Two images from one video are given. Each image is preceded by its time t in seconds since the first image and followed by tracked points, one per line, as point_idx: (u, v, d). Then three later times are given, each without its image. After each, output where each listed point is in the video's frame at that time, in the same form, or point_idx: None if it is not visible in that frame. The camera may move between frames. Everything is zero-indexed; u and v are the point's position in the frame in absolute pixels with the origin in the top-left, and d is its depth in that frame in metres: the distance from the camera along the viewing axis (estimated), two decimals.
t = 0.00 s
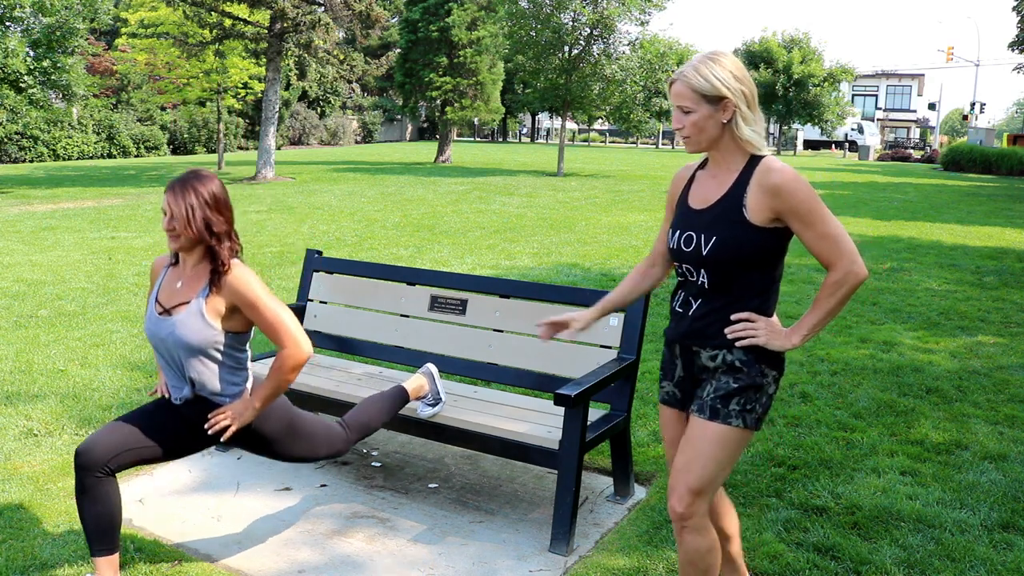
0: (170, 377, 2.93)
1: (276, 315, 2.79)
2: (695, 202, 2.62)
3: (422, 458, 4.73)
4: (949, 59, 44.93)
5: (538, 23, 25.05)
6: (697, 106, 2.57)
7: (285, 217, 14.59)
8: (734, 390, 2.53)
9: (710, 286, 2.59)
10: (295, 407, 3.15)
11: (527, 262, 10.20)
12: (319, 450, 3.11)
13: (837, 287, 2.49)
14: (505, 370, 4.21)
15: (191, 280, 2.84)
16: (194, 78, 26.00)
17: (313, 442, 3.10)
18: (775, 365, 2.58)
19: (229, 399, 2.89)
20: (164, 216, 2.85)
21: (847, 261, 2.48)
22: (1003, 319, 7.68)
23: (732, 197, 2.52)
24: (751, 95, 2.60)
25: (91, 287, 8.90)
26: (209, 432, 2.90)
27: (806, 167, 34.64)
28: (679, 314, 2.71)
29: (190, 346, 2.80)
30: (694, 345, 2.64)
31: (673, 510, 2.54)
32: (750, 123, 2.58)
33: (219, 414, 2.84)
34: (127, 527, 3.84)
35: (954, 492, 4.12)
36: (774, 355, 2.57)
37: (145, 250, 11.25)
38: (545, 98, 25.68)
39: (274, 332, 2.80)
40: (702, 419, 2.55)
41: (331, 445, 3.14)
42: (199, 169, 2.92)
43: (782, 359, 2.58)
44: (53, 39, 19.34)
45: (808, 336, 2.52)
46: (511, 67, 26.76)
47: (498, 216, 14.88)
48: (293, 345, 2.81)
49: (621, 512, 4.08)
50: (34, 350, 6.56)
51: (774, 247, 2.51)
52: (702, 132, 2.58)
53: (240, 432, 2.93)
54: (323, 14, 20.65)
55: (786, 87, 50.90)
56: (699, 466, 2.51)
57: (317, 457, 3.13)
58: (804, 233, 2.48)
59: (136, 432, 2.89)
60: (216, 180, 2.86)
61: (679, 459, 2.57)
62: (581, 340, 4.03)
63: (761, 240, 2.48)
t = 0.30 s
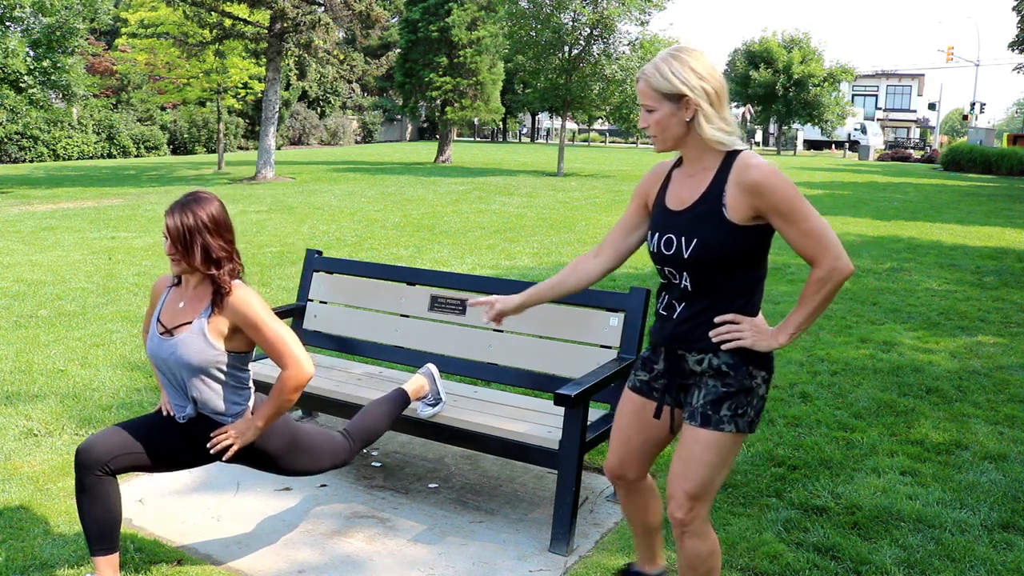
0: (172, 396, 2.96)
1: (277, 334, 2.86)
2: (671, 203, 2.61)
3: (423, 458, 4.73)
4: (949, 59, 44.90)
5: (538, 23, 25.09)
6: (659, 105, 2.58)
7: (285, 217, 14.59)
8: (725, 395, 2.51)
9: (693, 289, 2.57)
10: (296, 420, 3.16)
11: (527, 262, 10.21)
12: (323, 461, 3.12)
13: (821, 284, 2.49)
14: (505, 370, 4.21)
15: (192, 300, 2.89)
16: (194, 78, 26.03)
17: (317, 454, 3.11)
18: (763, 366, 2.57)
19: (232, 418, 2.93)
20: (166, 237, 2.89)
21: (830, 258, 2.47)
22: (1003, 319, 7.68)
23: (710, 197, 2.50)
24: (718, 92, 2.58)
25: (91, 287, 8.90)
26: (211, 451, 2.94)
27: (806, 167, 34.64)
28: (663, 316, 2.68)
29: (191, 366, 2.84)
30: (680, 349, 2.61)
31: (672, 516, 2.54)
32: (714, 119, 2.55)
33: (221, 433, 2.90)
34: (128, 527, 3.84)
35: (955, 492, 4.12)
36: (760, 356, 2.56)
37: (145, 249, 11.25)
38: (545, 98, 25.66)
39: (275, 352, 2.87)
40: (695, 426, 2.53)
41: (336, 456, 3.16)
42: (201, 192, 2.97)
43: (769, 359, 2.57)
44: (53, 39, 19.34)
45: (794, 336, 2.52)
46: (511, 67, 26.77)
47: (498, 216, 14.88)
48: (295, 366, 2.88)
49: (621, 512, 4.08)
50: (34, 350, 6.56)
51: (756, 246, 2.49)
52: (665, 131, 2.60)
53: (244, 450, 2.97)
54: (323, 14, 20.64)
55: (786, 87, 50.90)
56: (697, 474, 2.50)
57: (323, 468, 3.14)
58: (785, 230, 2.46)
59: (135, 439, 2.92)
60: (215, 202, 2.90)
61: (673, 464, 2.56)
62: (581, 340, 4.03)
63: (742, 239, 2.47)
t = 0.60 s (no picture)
0: (171, 393, 2.96)
1: (278, 332, 2.87)
2: (637, 206, 2.59)
3: (423, 458, 4.73)
4: (949, 59, 44.87)
5: (538, 23, 25.13)
6: (641, 100, 2.57)
7: (285, 217, 14.59)
8: (695, 394, 2.52)
9: (660, 291, 2.56)
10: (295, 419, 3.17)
11: (527, 263, 10.20)
12: (323, 460, 3.12)
13: (785, 284, 2.53)
14: (505, 370, 4.20)
15: (194, 297, 2.90)
16: (194, 78, 26.05)
17: (316, 454, 3.11)
18: (728, 364, 2.58)
19: (231, 416, 2.93)
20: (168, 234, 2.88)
21: (794, 257, 2.52)
22: (1003, 319, 7.68)
23: (675, 201, 2.50)
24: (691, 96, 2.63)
25: (92, 287, 8.90)
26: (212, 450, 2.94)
27: (806, 166, 34.64)
28: (627, 319, 2.66)
29: (191, 363, 2.84)
30: (646, 350, 2.59)
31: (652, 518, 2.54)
32: (689, 121, 2.58)
33: (221, 431, 2.91)
34: (127, 527, 3.84)
35: (955, 492, 4.12)
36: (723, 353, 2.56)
37: (145, 250, 11.25)
38: (545, 98, 25.65)
39: (275, 350, 2.87)
40: (667, 427, 2.53)
41: (335, 455, 3.16)
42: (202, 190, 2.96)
43: (733, 356, 2.58)
44: (53, 39, 19.34)
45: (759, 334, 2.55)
46: (511, 67, 26.78)
47: (498, 216, 14.88)
48: (295, 364, 2.88)
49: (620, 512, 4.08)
50: (33, 351, 6.56)
51: (720, 247, 2.51)
52: (644, 127, 2.57)
53: (242, 450, 2.97)
54: (323, 14, 20.64)
55: (786, 87, 50.90)
56: (673, 474, 2.51)
57: (322, 468, 3.14)
58: (749, 230, 2.50)
59: (135, 439, 2.91)
60: (218, 201, 2.90)
61: (649, 465, 2.56)
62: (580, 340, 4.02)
63: (707, 242, 2.48)
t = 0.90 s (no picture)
0: (172, 401, 2.95)
1: (277, 337, 2.85)
2: (599, 203, 2.62)
3: (423, 458, 4.73)
4: (949, 59, 44.84)
5: (538, 23, 25.13)
6: (617, 92, 2.65)
7: (285, 217, 14.59)
8: (674, 382, 2.55)
9: (630, 283, 2.57)
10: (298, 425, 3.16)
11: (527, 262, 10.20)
12: (324, 464, 3.14)
13: (744, 264, 2.62)
14: (505, 370, 4.19)
15: (192, 304, 2.89)
16: (194, 78, 26.04)
17: (318, 457, 3.13)
18: (699, 351, 2.62)
19: (232, 422, 2.94)
20: (167, 239, 2.89)
21: (748, 238, 2.62)
22: (1003, 319, 7.68)
23: (637, 193, 2.54)
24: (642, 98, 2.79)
25: (92, 287, 8.90)
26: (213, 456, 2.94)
27: (806, 166, 34.63)
28: (598, 313, 2.65)
29: (191, 370, 2.84)
30: (620, 344, 2.60)
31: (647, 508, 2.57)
32: (645, 113, 2.71)
33: (221, 437, 2.90)
34: (127, 528, 3.84)
35: (954, 492, 4.12)
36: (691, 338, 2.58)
37: (145, 250, 11.25)
38: (545, 98, 25.64)
39: (274, 354, 2.86)
40: (651, 417, 2.56)
41: (336, 458, 3.18)
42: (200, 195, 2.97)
43: (702, 339, 2.61)
44: (53, 39, 19.34)
45: (725, 317, 2.63)
46: (511, 67, 26.77)
47: (498, 216, 14.88)
48: (294, 368, 2.89)
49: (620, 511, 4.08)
50: (34, 350, 6.56)
51: (684, 236, 2.55)
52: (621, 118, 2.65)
53: (243, 456, 2.97)
54: (323, 14, 20.64)
55: (786, 87, 50.90)
56: (664, 462, 2.54)
57: (324, 471, 3.16)
58: (707, 216, 2.57)
59: (136, 441, 2.91)
60: (217, 207, 2.92)
61: (637, 457, 2.59)
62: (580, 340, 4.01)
63: (673, 228, 2.52)
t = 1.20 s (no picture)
0: (173, 383, 2.94)
1: (279, 320, 2.85)
2: (573, 205, 2.65)
3: (423, 458, 4.73)
4: (949, 59, 44.86)
5: (538, 23, 25.10)
6: (587, 96, 2.68)
7: (285, 217, 14.59)
8: (660, 371, 2.59)
9: (611, 280, 2.61)
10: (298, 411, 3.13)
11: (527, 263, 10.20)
12: (323, 452, 3.09)
13: (718, 253, 2.66)
14: (505, 370, 4.19)
15: (195, 286, 2.89)
16: (194, 78, 26.04)
17: (317, 443, 3.08)
18: (682, 344, 2.66)
19: (232, 404, 2.92)
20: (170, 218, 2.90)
21: (720, 225, 2.65)
22: (1003, 319, 7.67)
23: (609, 192, 2.58)
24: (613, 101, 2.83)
25: (91, 287, 8.90)
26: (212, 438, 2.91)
27: (806, 166, 34.63)
28: (581, 311, 2.69)
29: (194, 351, 2.84)
30: (605, 339, 2.63)
31: (640, 499, 2.54)
32: (612, 115, 2.74)
33: (221, 420, 2.87)
34: (127, 528, 3.84)
35: (955, 492, 4.12)
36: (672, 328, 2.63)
37: (145, 250, 11.25)
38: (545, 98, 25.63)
39: (275, 336, 2.85)
40: (638, 407, 2.58)
41: (336, 446, 3.13)
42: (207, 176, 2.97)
43: (683, 331, 2.66)
44: (53, 39, 19.34)
45: (704, 307, 2.69)
46: (511, 66, 26.76)
47: (498, 216, 14.88)
48: (293, 350, 2.84)
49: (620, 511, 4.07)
50: (33, 350, 6.56)
51: (660, 232, 2.59)
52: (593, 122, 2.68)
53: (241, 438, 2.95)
54: (323, 14, 20.64)
55: (786, 87, 50.89)
56: (655, 450, 2.55)
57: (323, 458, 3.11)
58: (680, 210, 2.60)
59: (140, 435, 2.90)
60: (222, 188, 2.91)
61: (628, 449, 2.59)
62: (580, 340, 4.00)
63: (649, 224, 2.56)
